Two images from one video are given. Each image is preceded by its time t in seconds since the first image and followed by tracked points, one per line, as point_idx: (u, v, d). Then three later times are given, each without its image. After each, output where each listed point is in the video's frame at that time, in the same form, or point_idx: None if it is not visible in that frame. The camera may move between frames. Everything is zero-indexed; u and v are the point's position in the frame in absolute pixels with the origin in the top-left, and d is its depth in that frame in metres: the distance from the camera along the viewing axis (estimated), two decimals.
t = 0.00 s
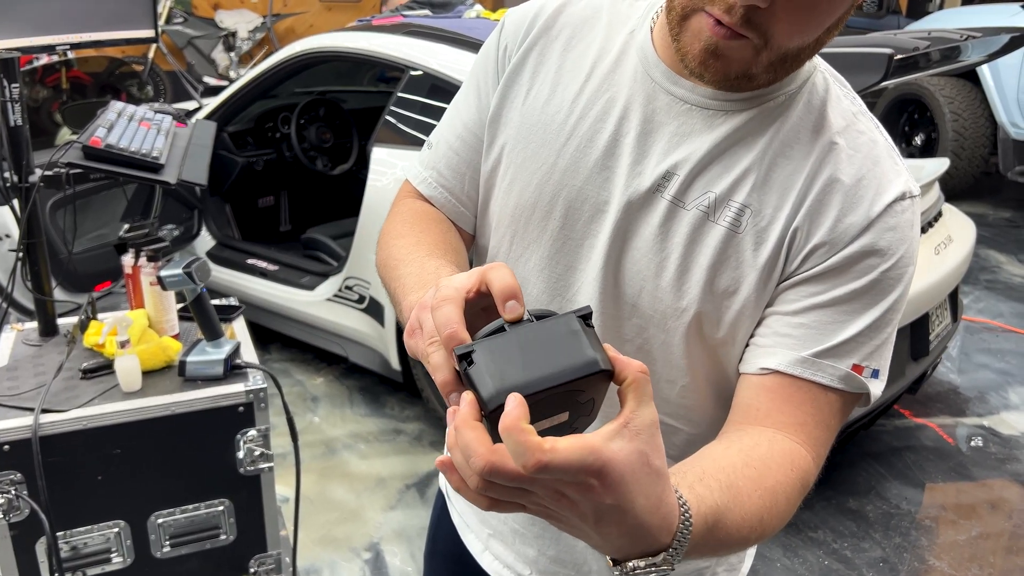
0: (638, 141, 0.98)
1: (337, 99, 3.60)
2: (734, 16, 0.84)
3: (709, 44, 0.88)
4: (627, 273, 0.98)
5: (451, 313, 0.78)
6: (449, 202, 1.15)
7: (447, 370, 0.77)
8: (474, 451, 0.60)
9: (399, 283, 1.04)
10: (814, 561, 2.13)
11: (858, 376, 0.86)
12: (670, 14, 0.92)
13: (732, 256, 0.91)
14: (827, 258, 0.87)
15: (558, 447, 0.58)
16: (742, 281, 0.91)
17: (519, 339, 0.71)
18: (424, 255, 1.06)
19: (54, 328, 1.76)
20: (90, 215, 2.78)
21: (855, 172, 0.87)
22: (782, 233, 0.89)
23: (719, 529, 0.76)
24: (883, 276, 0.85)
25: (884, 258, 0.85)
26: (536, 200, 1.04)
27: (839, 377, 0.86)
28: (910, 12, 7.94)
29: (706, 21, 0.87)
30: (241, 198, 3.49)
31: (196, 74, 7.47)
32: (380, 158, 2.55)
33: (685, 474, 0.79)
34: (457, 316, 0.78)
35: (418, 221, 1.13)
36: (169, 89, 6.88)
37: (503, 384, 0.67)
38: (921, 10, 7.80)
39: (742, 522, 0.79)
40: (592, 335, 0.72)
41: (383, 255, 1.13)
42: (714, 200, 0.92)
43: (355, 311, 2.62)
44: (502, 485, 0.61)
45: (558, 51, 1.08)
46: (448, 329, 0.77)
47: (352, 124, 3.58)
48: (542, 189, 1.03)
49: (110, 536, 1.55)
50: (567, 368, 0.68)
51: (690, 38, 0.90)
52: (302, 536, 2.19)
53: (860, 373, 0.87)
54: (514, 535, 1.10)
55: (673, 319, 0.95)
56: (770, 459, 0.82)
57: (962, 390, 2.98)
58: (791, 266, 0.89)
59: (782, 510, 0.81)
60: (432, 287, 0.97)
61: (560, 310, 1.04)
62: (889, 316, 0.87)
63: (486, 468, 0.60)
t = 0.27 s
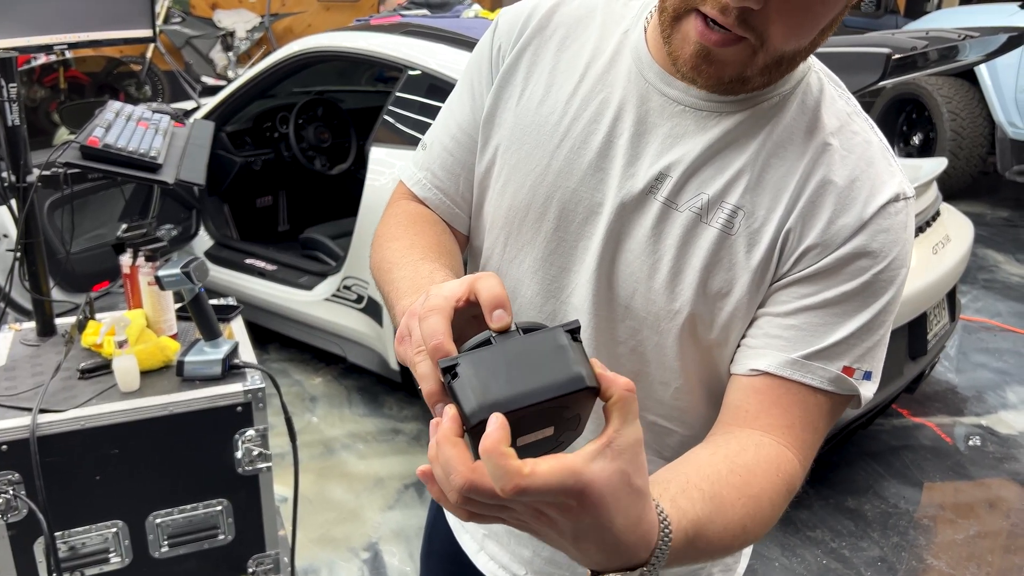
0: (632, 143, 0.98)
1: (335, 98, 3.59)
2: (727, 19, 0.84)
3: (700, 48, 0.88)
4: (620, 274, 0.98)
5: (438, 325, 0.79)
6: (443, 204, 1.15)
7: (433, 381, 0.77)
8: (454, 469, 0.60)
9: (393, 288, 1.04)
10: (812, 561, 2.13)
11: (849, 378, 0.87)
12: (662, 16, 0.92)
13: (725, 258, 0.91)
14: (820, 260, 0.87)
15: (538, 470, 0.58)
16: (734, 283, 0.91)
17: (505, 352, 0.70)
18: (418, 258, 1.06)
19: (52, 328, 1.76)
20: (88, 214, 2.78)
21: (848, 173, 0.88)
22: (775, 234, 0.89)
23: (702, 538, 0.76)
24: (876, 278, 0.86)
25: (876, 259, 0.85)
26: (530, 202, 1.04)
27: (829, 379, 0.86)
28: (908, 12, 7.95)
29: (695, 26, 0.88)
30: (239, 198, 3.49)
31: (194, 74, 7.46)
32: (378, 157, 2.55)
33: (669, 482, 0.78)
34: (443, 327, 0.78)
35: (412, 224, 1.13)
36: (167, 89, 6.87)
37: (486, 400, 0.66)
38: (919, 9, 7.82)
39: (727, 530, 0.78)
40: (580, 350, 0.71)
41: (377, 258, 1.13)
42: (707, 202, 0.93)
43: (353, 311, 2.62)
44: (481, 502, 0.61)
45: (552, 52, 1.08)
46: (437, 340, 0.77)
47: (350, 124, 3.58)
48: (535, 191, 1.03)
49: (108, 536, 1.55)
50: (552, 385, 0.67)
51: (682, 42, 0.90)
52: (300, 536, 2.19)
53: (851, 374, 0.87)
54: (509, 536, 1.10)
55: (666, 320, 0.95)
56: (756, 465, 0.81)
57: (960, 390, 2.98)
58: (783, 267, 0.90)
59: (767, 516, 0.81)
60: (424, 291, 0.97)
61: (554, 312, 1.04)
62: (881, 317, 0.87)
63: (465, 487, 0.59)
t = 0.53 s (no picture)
0: (626, 144, 0.98)
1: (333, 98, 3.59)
2: (724, 18, 0.84)
3: (698, 48, 0.88)
4: (614, 276, 0.98)
5: (427, 336, 0.79)
6: (438, 205, 1.14)
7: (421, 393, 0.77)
8: (439, 487, 0.60)
9: (387, 290, 1.04)
10: (811, 560, 2.13)
11: (842, 381, 0.87)
12: (658, 17, 0.92)
13: (719, 260, 0.91)
14: (814, 262, 0.87)
15: (523, 491, 0.58)
16: (728, 285, 0.91)
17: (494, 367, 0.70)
18: (412, 262, 1.05)
19: (51, 328, 1.76)
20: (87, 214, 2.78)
21: (844, 175, 0.87)
22: (770, 237, 0.89)
23: (688, 547, 0.76)
24: (870, 281, 0.86)
25: (871, 262, 0.85)
26: (523, 204, 1.04)
27: (822, 383, 0.87)
28: (907, 12, 7.96)
29: (694, 25, 0.88)
30: (237, 198, 3.48)
31: (193, 74, 7.45)
32: (377, 157, 2.55)
33: (656, 489, 0.79)
34: (432, 339, 0.79)
35: (405, 226, 1.13)
36: (166, 88, 6.86)
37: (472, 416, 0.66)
38: (917, 9, 7.83)
39: (714, 538, 0.78)
40: (570, 366, 0.70)
41: (371, 260, 1.13)
42: (701, 204, 0.92)
43: (352, 310, 2.62)
44: (467, 518, 0.62)
45: (547, 52, 1.08)
46: (426, 353, 0.76)
47: (349, 124, 3.58)
48: (529, 192, 1.03)
49: (106, 536, 1.55)
50: (539, 402, 0.67)
51: (679, 42, 0.90)
52: (299, 536, 2.19)
53: (844, 377, 0.88)
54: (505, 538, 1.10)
55: (660, 323, 0.95)
56: (744, 471, 0.82)
57: (958, 389, 2.98)
58: (778, 269, 0.90)
59: (754, 522, 0.81)
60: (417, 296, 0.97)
61: (548, 314, 1.04)
62: (875, 320, 0.87)
63: (451, 504, 0.60)
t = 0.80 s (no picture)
0: (620, 145, 0.98)
1: (331, 98, 3.59)
2: (717, 20, 0.84)
3: (692, 48, 0.88)
4: (609, 278, 0.98)
5: (417, 343, 0.79)
6: (431, 206, 1.14)
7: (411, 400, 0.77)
8: (428, 494, 0.60)
9: (380, 293, 1.04)
10: (809, 559, 2.13)
11: (838, 384, 0.88)
12: (652, 18, 0.92)
13: (714, 262, 0.92)
14: (810, 264, 0.87)
15: (512, 499, 0.59)
16: (723, 288, 0.91)
17: (484, 373, 0.69)
18: (405, 265, 1.05)
19: (49, 328, 1.76)
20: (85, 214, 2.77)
21: (840, 176, 0.88)
22: (765, 238, 0.89)
23: (681, 553, 0.76)
24: (865, 283, 0.86)
25: (866, 264, 0.86)
26: (517, 206, 1.04)
27: (817, 386, 0.87)
28: (905, 11, 7.97)
29: (688, 26, 0.88)
30: (235, 198, 3.48)
31: (191, 73, 7.45)
32: (375, 157, 2.55)
33: (650, 495, 0.79)
34: (423, 345, 0.79)
35: (399, 228, 1.12)
36: (164, 88, 6.86)
37: (461, 424, 0.66)
38: (915, 8, 7.84)
39: (706, 543, 0.79)
40: (562, 373, 0.69)
41: (364, 263, 1.13)
42: (696, 205, 0.92)
43: (350, 310, 2.62)
44: (456, 526, 0.62)
45: (541, 52, 1.08)
46: (416, 360, 0.76)
47: (347, 123, 3.58)
48: (523, 195, 1.03)
49: (105, 536, 1.55)
50: (530, 410, 0.66)
51: (673, 44, 0.90)
52: (298, 536, 2.19)
53: (841, 380, 0.88)
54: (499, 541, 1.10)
55: (655, 326, 0.95)
56: (738, 476, 0.82)
57: (957, 388, 2.99)
58: (774, 271, 0.90)
59: (748, 527, 0.81)
60: (409, 300, 0.97)
61: (542, 317, 1.04)
62: (871, 322, 0.88)
63: (440, 513, 0.60)
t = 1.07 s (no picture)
0: (617, 144, 0.98)
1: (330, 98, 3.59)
2: (716, 19, 0.84)
3: (690, 48, 0.88)
4: (607, 276, 0.98)
5: (413, 346, 0.79)
6: (426, 205, 1.14)
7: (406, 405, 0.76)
8: (422, 501, 0.60)
9: (374, 293, 1.03)
10: (808, 559, 2.14)
11: (837, 383, 0.88)
12: (649, 18, 0.92)
13: (712, 261, 0.92)
14: (808, 262, 0.87)
15: (508, 506, 0.59)
16: (722, 286, 0.91)
17: (481, 376, 0.69)
18: (400, 264, 1.05)
19: (46, 328, 1.76)
20: (83, 214, 2.77)
21: (838, 173, 0.87)
22: (764, 236, 0.89)
23: (677, 556, 0.76)
24: (864, 281, 0.86)
25: (864, 262, 0.85)
26: (513, 205, 1.04)
27: (816, 385, 0.87)
28: (903, 10, 7.97)
29: (686, 26, 0.88)
30: (234, 198, 3.48)
31: (189, 73, 7.45)
32: (374, 156, 2.55)
33: (646, 497, 0.78)
34: (418, 347, 0.79)
35: (393, 228, 1.12)
36: (162, 88, 6.85)
37: (457, 428, 0.65)
38: (914, 8, 7.85)
39: (703, 546, 0.78)
40: (560, 378, 0.69)
41: (358, 262, 1.12)
42: (694, 203, 0.92)
43: (349, 310, 2.62)
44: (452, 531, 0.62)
45: (536, 50, 1.08)
46: (411, 364, 0.76)
47: (346, 123, 3.57)
48: (519, 193, 1.03)
49: (103, 536, 1.54)
50: (527, 415, 0.66)
51: (671, 43, 0.90)
52: (296, 536, 2.19)
53: (840, 379, 0.88)
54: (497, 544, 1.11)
55: (653, 325, 0.95)
56: (735, 477, 0.82)
57: (955, 387, 2.99)
58: (772, 269, 0.90)
59: (744, 528, 0.81)
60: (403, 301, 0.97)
61: (538, 317, 1.04)
62: (870, 320, 0.88)
63: (434, 518, 0.60)
